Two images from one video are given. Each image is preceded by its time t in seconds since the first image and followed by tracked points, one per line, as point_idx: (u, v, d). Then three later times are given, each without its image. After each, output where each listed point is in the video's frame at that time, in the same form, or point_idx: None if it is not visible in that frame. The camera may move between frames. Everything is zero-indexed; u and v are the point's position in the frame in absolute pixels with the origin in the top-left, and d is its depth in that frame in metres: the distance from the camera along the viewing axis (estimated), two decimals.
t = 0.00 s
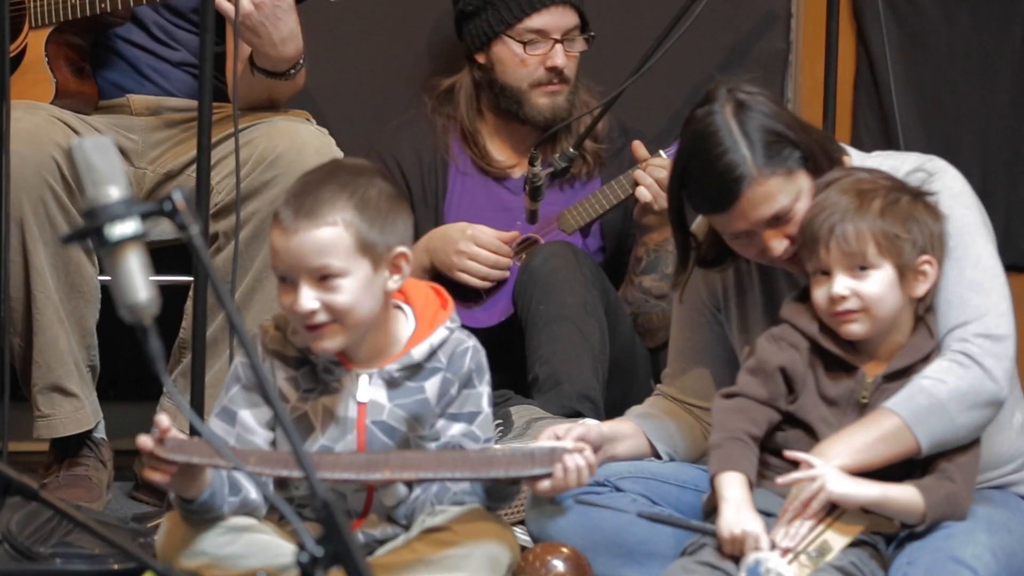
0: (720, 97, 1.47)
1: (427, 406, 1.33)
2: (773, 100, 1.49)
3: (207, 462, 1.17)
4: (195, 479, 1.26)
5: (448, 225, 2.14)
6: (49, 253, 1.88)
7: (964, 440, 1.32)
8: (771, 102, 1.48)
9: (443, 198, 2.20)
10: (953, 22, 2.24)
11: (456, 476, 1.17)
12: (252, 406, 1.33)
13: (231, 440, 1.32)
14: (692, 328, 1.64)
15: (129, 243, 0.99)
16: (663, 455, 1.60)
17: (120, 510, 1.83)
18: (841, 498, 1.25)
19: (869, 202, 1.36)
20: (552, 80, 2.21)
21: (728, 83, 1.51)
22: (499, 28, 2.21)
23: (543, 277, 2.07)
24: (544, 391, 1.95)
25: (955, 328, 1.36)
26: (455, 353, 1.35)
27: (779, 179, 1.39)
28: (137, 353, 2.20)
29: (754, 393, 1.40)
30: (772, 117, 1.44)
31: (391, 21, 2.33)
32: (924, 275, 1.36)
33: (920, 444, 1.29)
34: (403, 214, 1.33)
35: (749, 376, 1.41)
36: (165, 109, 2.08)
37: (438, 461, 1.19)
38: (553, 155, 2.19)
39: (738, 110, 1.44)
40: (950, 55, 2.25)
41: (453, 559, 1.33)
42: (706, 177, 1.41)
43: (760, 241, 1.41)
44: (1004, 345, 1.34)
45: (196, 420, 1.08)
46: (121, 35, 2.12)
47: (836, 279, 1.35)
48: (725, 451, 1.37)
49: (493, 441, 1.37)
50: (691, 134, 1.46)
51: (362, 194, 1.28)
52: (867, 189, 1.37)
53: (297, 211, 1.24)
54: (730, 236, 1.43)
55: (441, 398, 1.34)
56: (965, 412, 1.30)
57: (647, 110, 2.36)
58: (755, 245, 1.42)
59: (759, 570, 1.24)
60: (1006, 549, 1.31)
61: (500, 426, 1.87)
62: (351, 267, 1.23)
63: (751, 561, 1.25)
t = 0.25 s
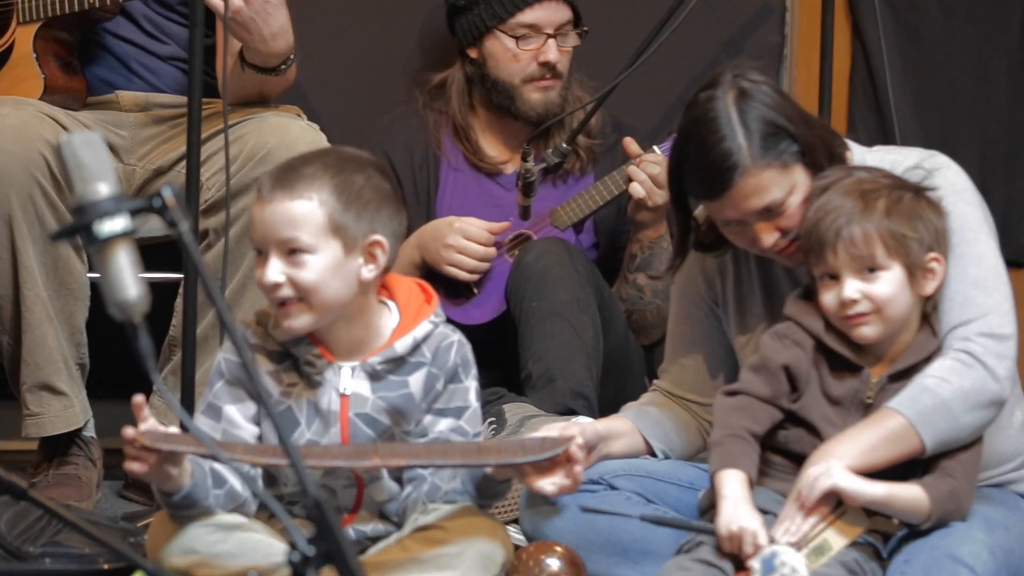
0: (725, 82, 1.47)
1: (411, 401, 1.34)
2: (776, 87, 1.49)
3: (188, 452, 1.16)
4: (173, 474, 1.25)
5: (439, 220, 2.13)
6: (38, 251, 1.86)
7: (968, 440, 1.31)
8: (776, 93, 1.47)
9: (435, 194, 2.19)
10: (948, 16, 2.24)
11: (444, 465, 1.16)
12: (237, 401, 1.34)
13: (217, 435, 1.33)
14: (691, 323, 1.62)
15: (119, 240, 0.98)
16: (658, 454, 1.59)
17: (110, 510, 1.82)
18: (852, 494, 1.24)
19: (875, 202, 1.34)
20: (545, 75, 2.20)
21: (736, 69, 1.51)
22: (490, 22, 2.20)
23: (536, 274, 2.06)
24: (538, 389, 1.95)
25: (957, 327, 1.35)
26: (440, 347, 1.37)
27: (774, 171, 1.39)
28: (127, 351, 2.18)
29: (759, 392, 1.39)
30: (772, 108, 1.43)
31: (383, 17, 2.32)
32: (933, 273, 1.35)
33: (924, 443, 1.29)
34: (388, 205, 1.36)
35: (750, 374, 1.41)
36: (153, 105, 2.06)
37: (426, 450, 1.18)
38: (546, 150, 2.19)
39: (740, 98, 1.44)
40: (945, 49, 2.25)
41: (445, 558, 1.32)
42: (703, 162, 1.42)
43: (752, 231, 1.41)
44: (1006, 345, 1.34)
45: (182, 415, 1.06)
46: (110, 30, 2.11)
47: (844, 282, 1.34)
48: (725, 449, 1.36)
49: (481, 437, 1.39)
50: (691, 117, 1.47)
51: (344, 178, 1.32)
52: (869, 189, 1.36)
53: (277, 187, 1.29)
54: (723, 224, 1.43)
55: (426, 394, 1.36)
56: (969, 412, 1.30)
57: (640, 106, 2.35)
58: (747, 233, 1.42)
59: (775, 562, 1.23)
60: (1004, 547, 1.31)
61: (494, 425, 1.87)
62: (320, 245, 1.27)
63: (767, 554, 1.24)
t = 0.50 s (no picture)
0: (740, 72, 1.47)
1: (405, 399, 1.35)
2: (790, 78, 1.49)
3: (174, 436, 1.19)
4: (161, 466, 1.25)
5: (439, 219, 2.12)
6: (35, 250, 1.85)
7: (972, 443, 1.31)
8: (792, 85, 1.47)
9: (435, 192, 2.18)
10: (948, 13, 2.23)
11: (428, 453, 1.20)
12: (231, 398, 1.35)
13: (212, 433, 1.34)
14: (697, 319, 1.61)
15: (116, 238, 0.98)
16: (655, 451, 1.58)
17: (108, 509, 1.81)
18: (863, 496, 1.23)
19: (894, 203, 1.34)
20: (545, 72, 2.19)
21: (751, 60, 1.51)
22: (490, 20, 2.19)
23: (536, 272, 2.06)
24: (538, 386, 1.94)
25: (965, 329, 1.35)
26: (433, 345, 1.37)
27: (785, 165, 1.39)
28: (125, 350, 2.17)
29: (770, 384, 1.38)
30: (785, 101, 1.43)
31: (382, 14, 2.31)
32: (949, 276, 1.35)
33: (931, 447, 1.29)
34: (386, 200, 1.37)
35: (762, 368, 1.40)
36: (151, 104, 2.05)
37: (409, 440, 1.21)
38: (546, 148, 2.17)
39: (754, 89, 1.44)
40: (946, 46, 2.24)
41: (444, 557, 1.32)
42: (711, 153, 1.42)
43: (760, 223, 1.41)
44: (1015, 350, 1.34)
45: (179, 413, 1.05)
46: (107, 28, 2.09)
47: (861, 281, 1.34)
48: (736, 437, 1.35)
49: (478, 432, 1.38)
50: (706, 105, 1.46)
51: (340, 167, 1.34)
52: (891, 188, 1.36)
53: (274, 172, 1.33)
54: (732, 216, 1.43)
55: (420, 391, 1.36)
56: (975, 418, 1.30)
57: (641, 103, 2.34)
58: (755, 227, 1.42)
59: (798, 558, 1.20)
60: (1007, 546, 1.30)
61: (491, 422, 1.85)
62: (307, 232, 1.29)
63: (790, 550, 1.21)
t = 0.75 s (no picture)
0: (759, 68, 1.46)
1: (405, 400, 1.38)
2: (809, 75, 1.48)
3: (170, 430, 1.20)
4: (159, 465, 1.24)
5: (442, 221, 2.11)
6: (36, 249, 1.85)
7: (978, 443, 1.31)
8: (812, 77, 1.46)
9: (437, 192, 2.18)
10: (951, 11, 2.23)
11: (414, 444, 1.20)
12: (232, 398, 1.37)
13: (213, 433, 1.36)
14: (699, 317, 1.60)
15: (117, 238, 0.97)
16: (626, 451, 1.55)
17: (109, 510, 1.80)
18: (871, 489, 1.23)
19: (908, 202, 1.34)
20: (547, 72, 2.19)
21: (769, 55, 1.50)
22: (492, 19, 2.19)
23: (537, 271, 2.06)
24: (541, 387, 1.96)
25: (976, 329, 1.34)
26: (432, 345, 1.40)
27: (809, 158, 1.38)
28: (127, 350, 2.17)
29: (781, 391, 1.37)
30: (808, 94, 1.43)
31: (384, 14, 2.30)
32: (959, 278, 1.35)
33: (936, 442, 1.28)
34: (386, 200, 1.42)
35: (772, 373, 1.39)
36: (152, 103, 2.05)
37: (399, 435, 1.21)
38: (547, 149, 2.17)
39: (776, 82, 1.43)
40: (950, 46, 2.24)
41: (446, 559, 1.31)
42: (734, 147, 1.40)
43: (780, 217, 1.40)
44: None
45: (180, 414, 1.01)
46: (108, 27, 2.07)
47: (871, 280, 1.34)
48: (748, 445, 1.34)
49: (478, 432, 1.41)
50: (725, 103, 1.44)
51: (341, 166, 1.38)
52: (904, 188, 1.36)
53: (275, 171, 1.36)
54: (749, 210, 1.43)
55: (421, 392, 1.39)
56: (983, 416, 1.29)
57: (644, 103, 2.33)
58: (774, 222, 1.42)
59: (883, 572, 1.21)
60: (1012, 547, 1.30)
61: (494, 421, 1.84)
62: (309, 229, 1.33)
63: (870, 566, 1.22)
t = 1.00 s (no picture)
0: (774, 64, 1.45)
1: (409, 400, 1.38)
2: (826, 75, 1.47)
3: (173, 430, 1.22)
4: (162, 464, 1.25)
5: (448, 223, 2.12)
6: (40, 250, 1.85)
7: (983, 442, 1.30)
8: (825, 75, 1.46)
9: (441, 193, 2.19)
10: (957, 11, 2.23)
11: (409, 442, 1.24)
12: (234, 399, 1.37)
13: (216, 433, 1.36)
14: (706, 318, 1.60)
15: (121, 239, 0.98)
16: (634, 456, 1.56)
17: (113, 510, 1.80)
18: (871, 491, 1.23)
19: (914, 200, 1.33)
20: (552, 72, 2.20)
21: (781, 51, 1.49)
22: (497, 18, 2.18)
23: (542, 272, 2.09)
24: (544, 388, 2.01)
25: (983, 328, 1.34)
26: (436, 345, 1.40)
27: (824, 157, 1.38)
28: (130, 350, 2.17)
29: (789, 394, 1.37)
30: (822, 91, 1.42)
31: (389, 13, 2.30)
32: (965, 277, 1.34)
33: (938, 440, 1.28)
34: (388, 199, 1.41)
35: (780, 376, 1.38)
36: (156, 103, 2.04)
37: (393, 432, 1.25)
38: (553, 149, 2.19)
39: (791, 79, 1.43)
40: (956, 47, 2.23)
41: (450, 559, 1.31)
42: (745, 142, 1.39)
43: (791, 216, 1.41)
44: None
45: (185, 416, 1.01)
46: (112, 27, 2.05)
47: (877, 278, 1.33)
48: (756, 451, 1.34)
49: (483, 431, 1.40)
50: (739, 98, 1.43)
51: (342, 166, 1.38)
52: (909, 187, 1.35)
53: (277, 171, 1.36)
54: (759, 207, 1.42)
55: (423, 391, 1.39)
56: (987, 414, 1.28)
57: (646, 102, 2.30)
58: (786, 221, 1.42)
59: None
60: (1017, 549, 1.30)
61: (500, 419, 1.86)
62: (310, 229, 1.32)
63: None
